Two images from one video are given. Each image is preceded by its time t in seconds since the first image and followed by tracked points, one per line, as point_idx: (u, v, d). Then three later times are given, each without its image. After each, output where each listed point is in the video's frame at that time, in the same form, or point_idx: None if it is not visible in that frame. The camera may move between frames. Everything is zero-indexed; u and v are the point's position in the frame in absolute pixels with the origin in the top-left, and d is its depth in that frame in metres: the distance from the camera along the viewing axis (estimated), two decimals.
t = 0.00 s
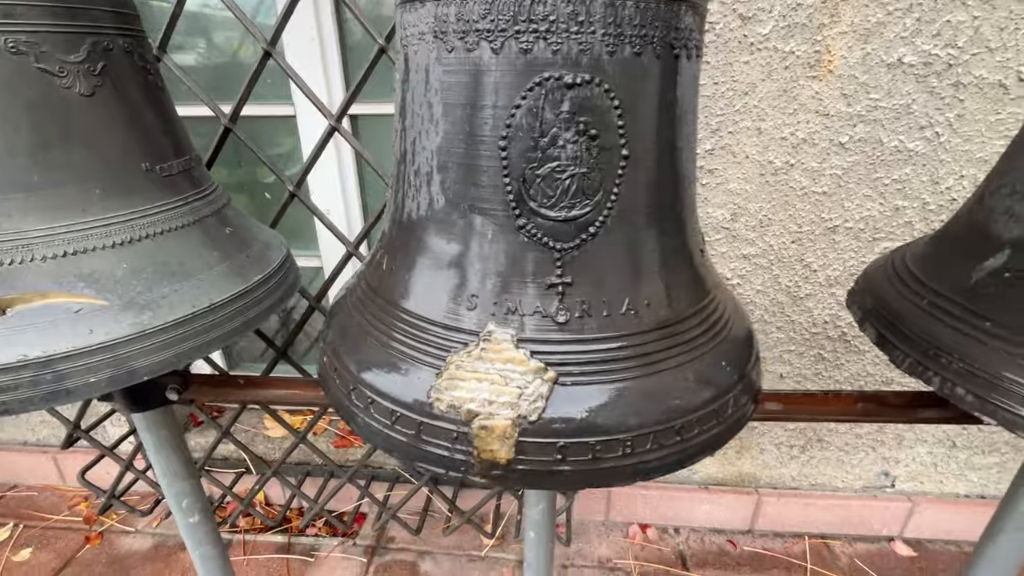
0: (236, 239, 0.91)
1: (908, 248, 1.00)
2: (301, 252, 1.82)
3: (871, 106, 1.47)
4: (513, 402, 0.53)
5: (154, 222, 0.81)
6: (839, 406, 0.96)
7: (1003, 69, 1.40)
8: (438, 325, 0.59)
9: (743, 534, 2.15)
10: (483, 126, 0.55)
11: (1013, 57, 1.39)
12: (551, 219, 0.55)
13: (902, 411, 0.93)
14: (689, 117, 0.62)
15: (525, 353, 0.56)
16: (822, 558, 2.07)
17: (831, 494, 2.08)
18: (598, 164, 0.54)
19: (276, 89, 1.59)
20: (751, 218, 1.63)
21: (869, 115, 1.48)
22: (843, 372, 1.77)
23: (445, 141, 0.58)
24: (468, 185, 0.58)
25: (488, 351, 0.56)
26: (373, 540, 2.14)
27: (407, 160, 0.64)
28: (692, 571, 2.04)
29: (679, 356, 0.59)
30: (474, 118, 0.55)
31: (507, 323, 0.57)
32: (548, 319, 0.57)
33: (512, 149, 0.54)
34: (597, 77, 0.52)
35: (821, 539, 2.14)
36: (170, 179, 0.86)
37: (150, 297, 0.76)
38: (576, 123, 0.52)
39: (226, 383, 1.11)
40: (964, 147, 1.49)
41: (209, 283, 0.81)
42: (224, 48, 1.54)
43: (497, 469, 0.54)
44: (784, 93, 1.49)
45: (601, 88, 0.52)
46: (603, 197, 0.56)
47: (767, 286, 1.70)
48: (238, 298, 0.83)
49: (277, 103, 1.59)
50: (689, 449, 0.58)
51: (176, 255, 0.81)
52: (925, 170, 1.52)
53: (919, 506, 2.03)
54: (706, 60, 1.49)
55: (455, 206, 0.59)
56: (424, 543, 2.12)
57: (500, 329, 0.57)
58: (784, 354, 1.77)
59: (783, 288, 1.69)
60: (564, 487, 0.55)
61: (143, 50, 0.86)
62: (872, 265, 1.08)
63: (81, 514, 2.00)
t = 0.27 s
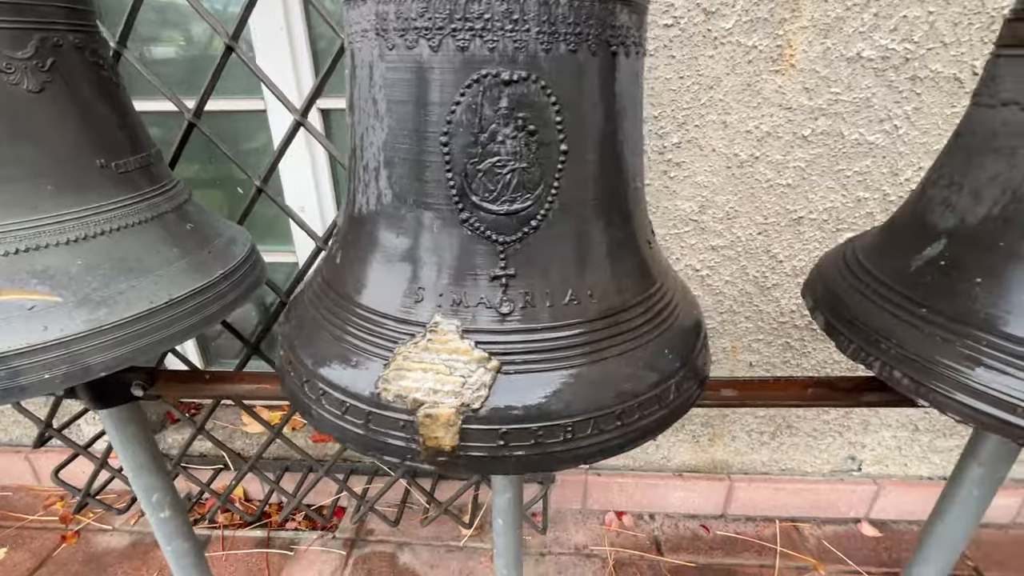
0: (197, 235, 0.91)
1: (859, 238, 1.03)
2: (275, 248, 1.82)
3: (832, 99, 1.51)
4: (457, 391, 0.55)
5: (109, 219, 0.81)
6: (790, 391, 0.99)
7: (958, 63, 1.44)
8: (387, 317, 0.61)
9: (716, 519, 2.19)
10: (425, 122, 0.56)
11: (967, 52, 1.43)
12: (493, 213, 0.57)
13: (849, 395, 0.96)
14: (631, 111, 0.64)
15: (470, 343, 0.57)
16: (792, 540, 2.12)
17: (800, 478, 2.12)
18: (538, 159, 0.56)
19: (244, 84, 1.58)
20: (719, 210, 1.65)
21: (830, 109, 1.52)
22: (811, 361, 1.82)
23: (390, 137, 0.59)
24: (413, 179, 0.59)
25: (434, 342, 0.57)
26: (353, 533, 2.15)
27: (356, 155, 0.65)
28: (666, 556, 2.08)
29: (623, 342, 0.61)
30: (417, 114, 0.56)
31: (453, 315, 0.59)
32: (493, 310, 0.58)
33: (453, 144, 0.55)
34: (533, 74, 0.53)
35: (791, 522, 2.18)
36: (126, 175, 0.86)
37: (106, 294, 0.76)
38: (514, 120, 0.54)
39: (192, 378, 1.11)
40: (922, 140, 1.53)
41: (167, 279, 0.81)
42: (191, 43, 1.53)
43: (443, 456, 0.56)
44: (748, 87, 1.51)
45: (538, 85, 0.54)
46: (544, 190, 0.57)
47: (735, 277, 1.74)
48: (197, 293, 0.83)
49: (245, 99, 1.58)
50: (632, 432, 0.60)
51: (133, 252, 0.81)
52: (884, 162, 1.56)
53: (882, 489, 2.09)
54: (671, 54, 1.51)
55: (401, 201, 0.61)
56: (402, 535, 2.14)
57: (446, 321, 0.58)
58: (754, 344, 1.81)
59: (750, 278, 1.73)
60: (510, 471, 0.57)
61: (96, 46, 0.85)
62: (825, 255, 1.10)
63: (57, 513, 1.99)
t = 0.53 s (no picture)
0: (125, 222, 0.88)
1: (806, 223, 1.03)
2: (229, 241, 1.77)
3: (786, 87, 1.54)
4: (374, 373, 0.54)
5: (23, 205, 0.78)
6: (737, 373, 0.99)
7: (905, 51, 1.49)
8: (308, 302, 0.59)
9: (683, 506, 2.20)
10: (338, 96, 0.54)
11: (913, 40, 1.48)
12: (410, 191, 0.55)
13: (795, 375, 0.96)
14: (557, 87, 0.62)
15: (389, 326, 0.55)
16: (757, 525, 2.14)
17: (765, 463, 2.15)
18: (456, 135, 0.54)
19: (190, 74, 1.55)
20: (678, 198, 1.68)
21: (785, 96, 1.55)
22: (772, 347, 1.85)
23: (304, 113, 0.57)
24: (330, 156, 0.57)
25: (352, 324, 0.56)
26: (319, 531, 2.12)
27: (275, 133, 0.63)
28: (633, 544, 2.08)
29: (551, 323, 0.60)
30: (329, 88, 0.55)
31: (373, 297, 0.57)
32: (414, 292, 0.57)
33: (366, 119, 0.54)
34: (446, 45, 0.51)
35: (757, 507, 2.20)
36: (44, 160, 0.83)
37: (18, 283, 0.73)
38: (428, 94, 0.52)
39: (128, 372, 1.08)
40: (872, 126, 1.57)
41: (87, 267, 0.78)
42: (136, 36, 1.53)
43: (360, 441, 0.54)
44: (704, 75, 1.54)
45: (451, 58, 0.52)
46: (464, 167, 0.56)
47: (697, 265, 1.76)
48: (124, 282, 0.80)
49: (191, 88, 1.54)
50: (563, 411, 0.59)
51: (51, 240, 0.78)
52: (839, 149, 1.60)
53: (846, 472, 2.12)
54: (627, 41, 1.51)
55: (319, 179, 0.59)
56: (369, 530, 2.11)
57: (366, 303, 0.57)
58: (717, 331, 1.84)
59: (712, 266, 1.75)
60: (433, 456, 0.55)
61: (7, 24, 0.82)
62: (775, 242, 1.10)
63: (10, 519, 1.93)
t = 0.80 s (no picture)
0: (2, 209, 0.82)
1: (731, 207, 1.00)
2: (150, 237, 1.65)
3: (726, 70, 1.54)
4: (225, 365, 0.55)
5: None
6: (660, 359, 0.97)
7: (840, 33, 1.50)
8: (167, 290, 0.60)
9: (639, 495, 2.16)
10: (189, 63, 0.55)
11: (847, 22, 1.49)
12: (266, 164, 0.57)
13: (718, 360, 0.95)
14: (433, 58, 0.63)
15: (246, 313, 0.57)
16: (711, 512, 2.12)
17: (718, 450, 2.14)
18: (313, 102, 0.55)
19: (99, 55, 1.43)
20: (623, 184, 1.65)
21: (725, 79, 1.55)
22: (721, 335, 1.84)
23: (157, 82, 0.58)
24: (184, 127, 0.58)
25: (206, 313, 0.57)
26: (264, 532, 2.04)
27: (135, 105, 0.63)
28: (588, 534, 2.05)
29: (423, 310, 0.60)
30: (181, 55, 0.55)
31: (228, 284, 0.58)
32: (275, 274, 0.58)
33: (215, 87, 0.55)
34: (292, 5, 0.53)
35: (711, 494, 2.18)
36: None
37: None
38: (276, 57, 0.53)
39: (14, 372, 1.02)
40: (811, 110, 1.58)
41: None
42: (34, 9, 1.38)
43: (211, 439, 0.56)
44: (644, 56, 1.52)
45: (301, 18, 0.53)
46: (325, 138, 0.57)
47: (643, 253, 1.73)
48: None
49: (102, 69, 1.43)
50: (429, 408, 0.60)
51: None
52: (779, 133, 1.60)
53: (797, 457, 2.13)
54: (563, 22, 1.49)
55: (178, 153, 0.60)
56: (316, 530, 2.04)
57: (219, 292, 0.58)
58: (666, 320, 1.82)
59: (658, 253, 1.73)
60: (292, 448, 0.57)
61: None
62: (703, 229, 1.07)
63: None
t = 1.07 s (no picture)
0: None
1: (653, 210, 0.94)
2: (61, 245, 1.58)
3: (658, 67, 1.52)
4: (16, 401, 0.53)
5: None
6: (573, 369, 0.94)
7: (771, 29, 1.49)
8: None
9: (591, 498, 2.08)
10: None
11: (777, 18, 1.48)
12: (65, 174, 0.55)
13: (632, 369, 0.92)
14: (269, 59, 0.61)
15: (47, 340, 0.55)
16: (663, 512, 2.05)
17: (670, 450, 2.08)
18: (115, 104, 0.54)
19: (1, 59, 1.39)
20: (560, 184, 1.61)
21: (658, 77, 1.52)
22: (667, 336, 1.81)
23: None
24: None
25: None
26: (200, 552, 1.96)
27: None
28: (538, 541, 1.96)
29: (263, 331, 0.59)
30: None
31: (28, 308, 0.56)
32: (83, 296, 0.56)
33: None
34: None
35: (664, 495, 2.12)
36: None
37: None
38: (64, 54, 0.52)
39: None
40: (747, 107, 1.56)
41: None
42: None
43: (4, 481, 0.54)
44: (574, 53, 1.48)
45: (87, 10, 0.51)
46: (134, 143, 0.55)
47: (584, 255, 1.70)
48: None
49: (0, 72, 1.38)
50: (273, 436, 0.60)
51: None
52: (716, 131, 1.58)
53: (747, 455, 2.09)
54: (489, 17, 1.44)
55: None
56: (254, 547, 1.96)
57: (17, 316, 0.55)
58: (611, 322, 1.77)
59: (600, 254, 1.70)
60: (111, 486, 0.56)
61: None
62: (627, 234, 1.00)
63: None
